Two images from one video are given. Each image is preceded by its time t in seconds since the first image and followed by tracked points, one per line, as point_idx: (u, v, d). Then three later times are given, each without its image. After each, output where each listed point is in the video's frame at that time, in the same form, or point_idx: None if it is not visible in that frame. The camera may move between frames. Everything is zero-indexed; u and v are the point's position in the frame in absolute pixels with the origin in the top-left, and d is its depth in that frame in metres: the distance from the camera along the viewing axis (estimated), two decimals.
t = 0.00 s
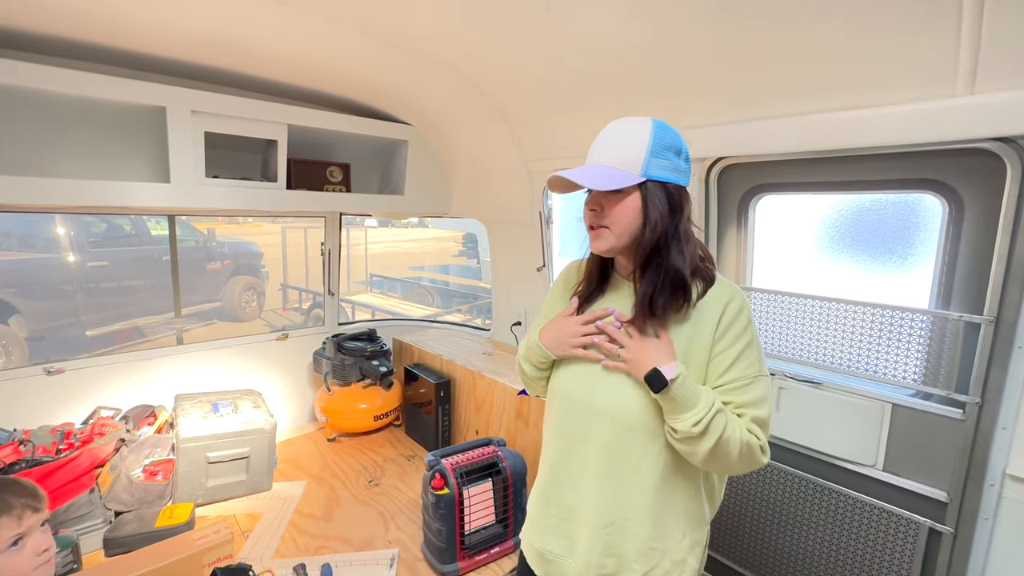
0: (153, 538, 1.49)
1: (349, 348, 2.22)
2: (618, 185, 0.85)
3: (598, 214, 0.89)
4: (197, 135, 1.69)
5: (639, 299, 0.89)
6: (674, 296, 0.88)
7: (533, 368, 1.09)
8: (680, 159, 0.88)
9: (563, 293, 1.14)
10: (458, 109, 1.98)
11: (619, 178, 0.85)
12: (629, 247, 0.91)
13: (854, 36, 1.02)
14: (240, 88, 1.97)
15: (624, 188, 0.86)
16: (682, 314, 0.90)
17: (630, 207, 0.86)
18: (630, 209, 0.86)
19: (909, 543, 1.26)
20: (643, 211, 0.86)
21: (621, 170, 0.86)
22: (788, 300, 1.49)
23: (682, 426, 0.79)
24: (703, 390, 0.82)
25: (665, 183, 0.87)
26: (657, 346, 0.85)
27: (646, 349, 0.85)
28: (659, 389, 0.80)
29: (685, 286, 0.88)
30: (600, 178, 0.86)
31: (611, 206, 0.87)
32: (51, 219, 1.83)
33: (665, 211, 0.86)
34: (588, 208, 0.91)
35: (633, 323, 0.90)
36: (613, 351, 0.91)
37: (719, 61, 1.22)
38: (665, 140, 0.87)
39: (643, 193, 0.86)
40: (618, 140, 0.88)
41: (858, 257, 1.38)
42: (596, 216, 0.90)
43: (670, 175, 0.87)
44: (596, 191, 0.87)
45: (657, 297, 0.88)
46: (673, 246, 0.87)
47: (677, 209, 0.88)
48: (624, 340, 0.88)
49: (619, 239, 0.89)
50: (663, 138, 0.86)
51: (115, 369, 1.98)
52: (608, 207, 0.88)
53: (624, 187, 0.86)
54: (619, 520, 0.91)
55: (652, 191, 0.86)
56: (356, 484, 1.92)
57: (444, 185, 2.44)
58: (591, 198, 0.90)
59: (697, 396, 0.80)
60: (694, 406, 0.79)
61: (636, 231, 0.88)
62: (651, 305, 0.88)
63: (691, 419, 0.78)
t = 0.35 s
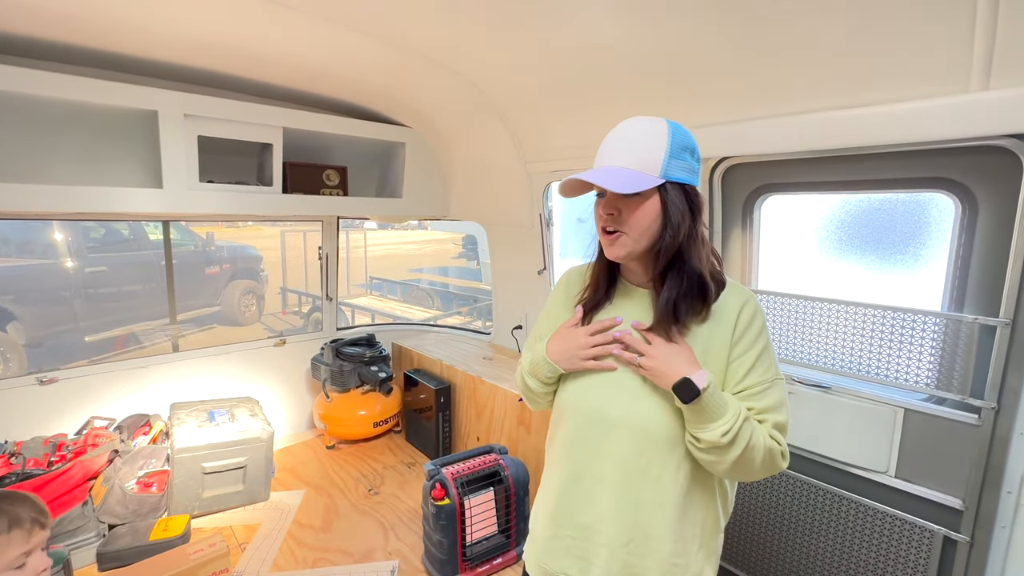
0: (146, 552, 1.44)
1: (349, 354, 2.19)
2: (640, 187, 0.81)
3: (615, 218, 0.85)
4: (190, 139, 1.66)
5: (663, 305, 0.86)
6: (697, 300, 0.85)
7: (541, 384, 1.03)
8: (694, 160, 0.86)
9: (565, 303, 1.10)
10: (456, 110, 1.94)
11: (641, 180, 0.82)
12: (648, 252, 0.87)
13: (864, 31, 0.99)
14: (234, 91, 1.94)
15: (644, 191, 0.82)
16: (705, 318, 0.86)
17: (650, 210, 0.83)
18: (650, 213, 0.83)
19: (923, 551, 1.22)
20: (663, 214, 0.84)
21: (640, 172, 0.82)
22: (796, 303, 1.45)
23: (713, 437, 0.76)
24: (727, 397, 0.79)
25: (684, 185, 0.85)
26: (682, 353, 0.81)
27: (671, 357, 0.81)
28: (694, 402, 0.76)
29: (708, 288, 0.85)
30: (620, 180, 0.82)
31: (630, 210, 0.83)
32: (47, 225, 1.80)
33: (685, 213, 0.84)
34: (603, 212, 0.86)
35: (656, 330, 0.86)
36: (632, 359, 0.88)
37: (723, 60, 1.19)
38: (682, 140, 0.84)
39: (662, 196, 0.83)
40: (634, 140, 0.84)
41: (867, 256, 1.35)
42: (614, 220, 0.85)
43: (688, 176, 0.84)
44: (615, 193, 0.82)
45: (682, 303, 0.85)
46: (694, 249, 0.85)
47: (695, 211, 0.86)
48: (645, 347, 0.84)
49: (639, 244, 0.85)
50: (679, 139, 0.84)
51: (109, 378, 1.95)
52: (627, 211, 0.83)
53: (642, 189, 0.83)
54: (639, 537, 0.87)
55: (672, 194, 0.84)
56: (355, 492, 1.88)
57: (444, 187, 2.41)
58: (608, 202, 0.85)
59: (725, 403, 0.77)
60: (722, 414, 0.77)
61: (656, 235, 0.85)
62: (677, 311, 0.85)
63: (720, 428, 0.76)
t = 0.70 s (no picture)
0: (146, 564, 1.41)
1: (351, 358, 2.16)
2: (645, 187, 0.76)
3: (619, 221, 0.80)
4: (188, 142, 1.63)
5: (672, 312, 0.81)
6: (709, 308, 0.80)
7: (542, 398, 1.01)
8: (706, 158, 0.82)
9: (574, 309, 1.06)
10: (459, 110, 1.91)
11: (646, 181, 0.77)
12: (655, 258, 0.82)
13: (886, 22, 0.94)
14: (233, 92, 1.91)
15: (650, 191, 0.77)
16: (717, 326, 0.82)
17: (657, 212, 0.78)
18: (656, 214, 0.78)
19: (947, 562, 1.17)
20: (670, 216, 0.79)
21: (647, 172, 0.78)
22: (811, 305, 1.41)
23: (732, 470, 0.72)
24: (745, 424, 0.75)
25: (694, 184, 0.80)
26: (690, 384, 0.75)
27: (678, 390, 0.75)
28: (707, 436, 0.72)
29: (720, 294, 0.81)
30: (624, 180, 0.77)
31: (635, 211, 0.78)
32: (50, 230, 1.79)
33: (695, 214, 0.79)
34: (607, 214, 0.82)
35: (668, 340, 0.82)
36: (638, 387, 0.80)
37: (736, 55, 1.15)
38: (692, 138, 0.80)
39: (669, 197, 0.78)
40: (641, 139, 0.80)
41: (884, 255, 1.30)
42: (618, 223, 0.80)
43: (698, 175, 0.80)
44: (619, 195, 0.78)
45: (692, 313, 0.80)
46: (705, 253, 0.80)
47: (706, 212, 0.81)
48: (651, 377, 0.78)
49: (646, 248, 0.80)
50: (689, 136, 0.79)
51: (109, 385, 1.92)
52: (631, 213, 0.79)
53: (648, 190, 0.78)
54: (651, 555, 0.83)
55: (680, 194, 0.78)
56: (359, 500, 1.85)
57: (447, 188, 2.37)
58: (612, 203, 0.80)
59: (742, 432, 0.73)
60: (740, 444, 0.72)
61: (663, 238, 0.80)
62: (686, 320, 0.81)
63: (738, 459, 0.72)
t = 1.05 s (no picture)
0: None
1: (355, 366, 2.12)
2: (636, 187, 0.72)
3: (615, 222, 0.77)
4: (188, 147, 1.60)
5: (665, 320, 0.76)
6: (710, 318, 0.74)
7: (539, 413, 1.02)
8: (715, 153, 0.75)
9: (581, 315, 1.02)
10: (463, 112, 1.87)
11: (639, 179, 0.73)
12: (655, 259, 0.77)
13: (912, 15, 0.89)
14: (234, 97, 1.89)
15: (645, 190, 0.73)
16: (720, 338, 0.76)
17: (652, 212, 0.74)
18: (652, 215, 0.74)
19: None
20: (668, 216, 0.73)
21: (643, 170, 0.73)
22: (831, 312, 1.35)
23: (740, 517, 0.64)
24: (747, 458, 0.67)
25: (696, 182, 0.74)
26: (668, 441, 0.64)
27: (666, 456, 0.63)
28: (720, 493, 0.62)
29: (723, 305, 0.73)
30: (616, 180, 0.74)
31: (629, 211, 0.75)
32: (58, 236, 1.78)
33: (695, 216, 0.73)
34: (605, 215, 0.79)
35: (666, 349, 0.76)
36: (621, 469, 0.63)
37: (753, 52, 1.10)
38: (696, 131, 0.73)
39: (667, 194, 0.73)
40: (638, 135, 0.75)
41: (909, 259, 1.23)
42: (614, 223, 0.77)
43: (702, 172, 0.73)
44: (612, 195, 0.75)
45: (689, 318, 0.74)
46: (706, 258, 0.73)
47: (709, 213, 0.74)
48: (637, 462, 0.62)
49: (640, 251, 0.76)
50: (691, 130, 0.73)
51: (113, 395, 1.90)
52: (626, 213, 0.75)
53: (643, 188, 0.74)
54: None
55: (678, 191, 0.73)
56: (363, 512, 1.81)
57: (452, 192, 2.33)
58: (608, 203, 0.78)
59: (748, 472, 0.65)
60: (755, 484, 0.64)
61: (661, 241, 0.75)
62: (683, 328, 0.74)
63: (756, 508, 0.64)
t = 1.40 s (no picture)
0: None
1: (355, 372, 2.09)
2: (621, 191, 0.67)
3: (601, 228, 0.72)
4: (183, 151, 1.57)
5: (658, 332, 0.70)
6: (704, 328, 0.68)
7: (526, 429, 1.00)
8: (703, 151, 0.70)
9: (570, 323, 0.97)
10: (463, 113, 1.83)
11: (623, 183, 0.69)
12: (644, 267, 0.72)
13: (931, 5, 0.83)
14: (232, 100, 1.86)
15: (632, 194, 0.68)
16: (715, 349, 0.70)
17: (641, 216, 0.68)
18: (641, 219, 0.69)
19: None
20: (658, 220, 0.68)
21: (630, 171, 0.69)
22: (846, 318, 1.30)
23: None
24: (705, 521, 0.61)
25: (685, 182, 0.69)
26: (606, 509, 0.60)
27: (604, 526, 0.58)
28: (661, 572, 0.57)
29: (716, 314, 0.68)
30: (600, 184, 0.69)
31: (616, 217, 0.70)
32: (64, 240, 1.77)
33: (686, 218, 0.68)
34: (590, 221, 0.74)
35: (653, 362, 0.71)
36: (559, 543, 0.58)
37: (761, 48, 1.04)
38: (682, 129, 0.69)
39: (655, 197, 0.68)
40: (622, 135, 0.70)
41: (930, 263, 1.18)
42: (600, 230, 0.72)
43: (691, 172, 0.68)
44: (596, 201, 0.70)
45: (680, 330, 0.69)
46: (698, 264, 0.68)
47: (701, 215, 0.69)
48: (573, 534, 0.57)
49: (630, 258, 0.71)
50: (677, 127, 0.68)
51: (111, 402, 1.87)
52: (613, 218, 0.70)
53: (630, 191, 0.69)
54: None
55: (667, 193, 0.68)
56: (363, 522, 1.77)
57: (453, 195, 2.30)
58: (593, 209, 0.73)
59: (702, 543, 0.59)
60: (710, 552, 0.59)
61: (652, 246, 0.70)
62: (675, 339, 0.69)
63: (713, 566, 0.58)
